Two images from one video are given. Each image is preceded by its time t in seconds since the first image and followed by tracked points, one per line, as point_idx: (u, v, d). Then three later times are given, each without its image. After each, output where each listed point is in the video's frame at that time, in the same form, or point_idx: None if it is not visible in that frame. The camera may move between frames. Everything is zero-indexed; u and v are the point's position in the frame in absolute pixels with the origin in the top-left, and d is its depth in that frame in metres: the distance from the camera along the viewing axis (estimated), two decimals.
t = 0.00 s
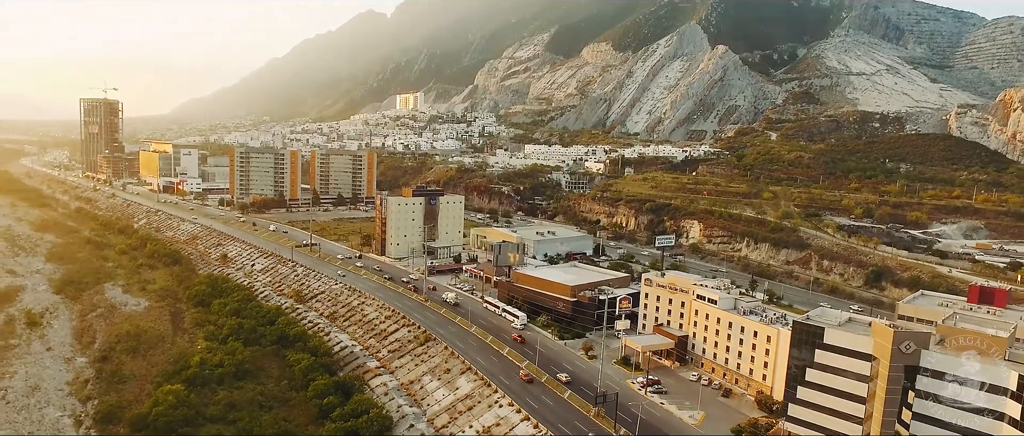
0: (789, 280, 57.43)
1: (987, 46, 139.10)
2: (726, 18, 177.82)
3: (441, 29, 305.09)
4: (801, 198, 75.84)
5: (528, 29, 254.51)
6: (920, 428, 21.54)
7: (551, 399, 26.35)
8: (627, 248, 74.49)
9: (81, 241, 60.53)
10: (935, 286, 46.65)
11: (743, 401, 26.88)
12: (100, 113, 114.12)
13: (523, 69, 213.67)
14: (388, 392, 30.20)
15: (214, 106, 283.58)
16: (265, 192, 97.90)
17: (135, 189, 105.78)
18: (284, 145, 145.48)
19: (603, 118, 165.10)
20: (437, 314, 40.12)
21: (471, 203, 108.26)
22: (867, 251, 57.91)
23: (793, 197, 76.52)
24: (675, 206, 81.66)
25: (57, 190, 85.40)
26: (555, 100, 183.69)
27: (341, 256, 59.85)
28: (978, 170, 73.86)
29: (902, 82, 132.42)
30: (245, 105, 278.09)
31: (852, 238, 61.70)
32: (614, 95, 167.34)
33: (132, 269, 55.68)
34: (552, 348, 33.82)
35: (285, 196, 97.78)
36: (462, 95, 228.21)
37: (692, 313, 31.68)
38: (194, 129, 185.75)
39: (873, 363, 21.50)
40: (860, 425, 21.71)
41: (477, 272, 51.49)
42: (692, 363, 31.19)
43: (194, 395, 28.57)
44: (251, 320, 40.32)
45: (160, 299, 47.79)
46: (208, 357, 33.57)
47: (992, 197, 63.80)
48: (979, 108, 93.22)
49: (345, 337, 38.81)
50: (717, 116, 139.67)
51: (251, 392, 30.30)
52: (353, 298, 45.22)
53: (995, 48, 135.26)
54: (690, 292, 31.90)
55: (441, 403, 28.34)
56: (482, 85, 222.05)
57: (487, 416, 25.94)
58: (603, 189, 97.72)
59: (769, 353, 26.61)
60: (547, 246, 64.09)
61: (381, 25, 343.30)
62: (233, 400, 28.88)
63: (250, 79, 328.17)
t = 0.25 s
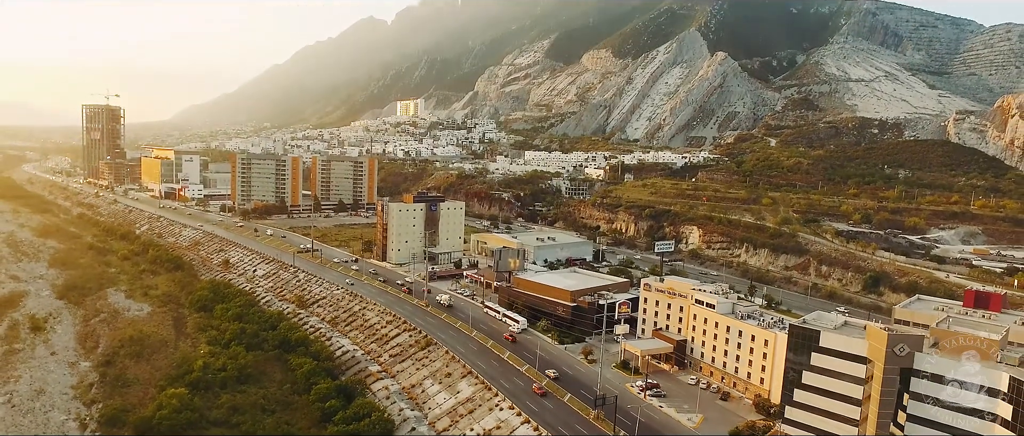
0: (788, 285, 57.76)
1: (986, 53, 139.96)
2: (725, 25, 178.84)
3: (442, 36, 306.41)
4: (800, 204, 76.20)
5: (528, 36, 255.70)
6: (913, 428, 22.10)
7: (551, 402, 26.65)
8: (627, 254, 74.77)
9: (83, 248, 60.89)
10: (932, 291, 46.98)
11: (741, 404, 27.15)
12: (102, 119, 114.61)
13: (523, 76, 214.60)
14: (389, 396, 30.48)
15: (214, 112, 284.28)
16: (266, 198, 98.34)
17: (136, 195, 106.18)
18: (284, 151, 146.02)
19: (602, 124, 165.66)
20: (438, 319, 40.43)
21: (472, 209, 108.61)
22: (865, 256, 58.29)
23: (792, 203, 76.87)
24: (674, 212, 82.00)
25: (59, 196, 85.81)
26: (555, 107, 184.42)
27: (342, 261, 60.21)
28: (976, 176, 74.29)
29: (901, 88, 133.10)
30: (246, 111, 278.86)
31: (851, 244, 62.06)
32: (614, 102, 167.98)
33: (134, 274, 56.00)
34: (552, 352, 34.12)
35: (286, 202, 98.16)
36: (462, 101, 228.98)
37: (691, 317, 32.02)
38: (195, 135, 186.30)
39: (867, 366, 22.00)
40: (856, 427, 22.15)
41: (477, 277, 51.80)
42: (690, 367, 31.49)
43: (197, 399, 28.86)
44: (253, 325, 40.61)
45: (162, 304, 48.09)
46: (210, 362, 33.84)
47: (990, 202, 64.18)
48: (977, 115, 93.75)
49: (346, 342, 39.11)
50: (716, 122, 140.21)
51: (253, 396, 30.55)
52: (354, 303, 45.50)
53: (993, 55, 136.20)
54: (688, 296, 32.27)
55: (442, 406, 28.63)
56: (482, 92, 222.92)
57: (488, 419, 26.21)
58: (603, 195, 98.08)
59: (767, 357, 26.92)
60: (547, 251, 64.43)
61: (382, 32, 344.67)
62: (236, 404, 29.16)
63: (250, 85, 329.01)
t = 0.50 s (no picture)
0: (787, 291, 58.10)
1: (984, 59, 140.87)
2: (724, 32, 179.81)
3: (442, 42, 307.90)
4: (799, 209, 76.60)
5: (529, 43, 256.98)
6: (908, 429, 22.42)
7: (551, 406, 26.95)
8: (627, 260, 75.10)
9: (86, 254, 61.24)
10: (929, 296, 47.33)
11: (739, 408, 27.42)
12: (104, 126, 115.21)
13: (524, 83, 215.59)
14: (391, 400, 30.74)
15: (215, 118, 285.10)
16: (268, 204, 98.90)
17: (138, 201, 106.59)
18: (285, 158, 146.60)
19: (602, 131, 166.28)
20: (439, 324, 40.74)
21: (472, 215, 109.00)
22: (863, 262, 58.66)
23: (791, 209, 77.28)
24: (673, 218, 82.38)
25: (62, 202, 86.20)
26: (555, 113, 185.20)
27: (344, 267, 60.57)
28: (974, 182, 74.74)
29: (900, 95, 133.82)
30: (247, 117, 279.62)
31: (849, 249, 62.44)
32: (614, 108, 168.71)
33: (136, 280, 56.31)
34: (553, 356, 34.41)
35: (287, 208, 98.55)
36: (463, 108, 229.84)
37: (689, 322, 32.33)
38: (196, 142, 186.90)
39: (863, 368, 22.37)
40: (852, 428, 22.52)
41: (477, 283, 52.13)
42: (689, 371, 31.78)
43: (200, 403, 29.14)
44: (255, 330, 40.89)
45: (165, 309, 48.39)
46: (213, 366, 34.12)
47: (988, 208, 64.56)
48: (975, 121, 94.33)
49: (348, 347, 39.42)
50: (716, 129, 140.76)
51: (256, 400, 30.83)
52: (356, 309, 45.81)
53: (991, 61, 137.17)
54: (687, 301, 32.61)
55: (444, 410, 28.91)
56: (482, 99, 223.83)
57: (489, 422, 26.48)
58: (603, 201, 98.50)
59: (764, 360, 27.20)
60: (548, 257, 64.80)
61: (382, 39, 346.23)
62: (239, 407, 29.43)
63: (251, 91, 329.87)
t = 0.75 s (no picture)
0: (786, 296, 58.45)
1: (982, 65, 141.65)
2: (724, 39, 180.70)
3: (443, 49, 309.13)
4: (798, 215, 76.96)
5: (529, 49, 258.04)
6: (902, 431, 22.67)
7: (552, 409, 27.24)
8: (626, 265, 75.39)
9: (89, 260, 61.59)
10: (927, 301, 47.67)
11: (737, 411, 27.70)
12: (106, 132, 115.74)
13: (523, 89, 216.42)
14: (392, 403, 31.02)
15: (216, 124, 285.82)
16: (269, 209, 99.38)
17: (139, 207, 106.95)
18: (286, 164, 147.08)
19: (602, 137, 166.84)
20: (440, 328, 41.03)
21: (472, 221, 109.33)
22: (861, 267, 59.04)
23: (790, 214, 77.65)
24: (673, 223, 82.72)
25: (63, 208, 86.59)
26: (555, 119, 185.90)
27: (345, 272, 60.92)
28: (972, 187, 75.14)
29: (898, 100, 134.50)
30: (247, 124, 280.37)
31: (848, 254, 62.79)
32: (614, 114, 169.33)
33: (139, 285, 56.63)
34: (553, 360, 34.69)
35: (289, 213, 98.91)
36: (463, 114, 230.59)
37: (688, 326, 32.66)
38: (196, 148, 187.42)
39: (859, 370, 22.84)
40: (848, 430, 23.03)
41: (478, 287, 52.44)
42: (688, 374, 32.07)
43: (204, 406, 29.42)
44: (257, 334, 41.17)
45: (167, 314, 48.71)
46: (217, 370, 34.40)
47: (986, 213, 64.94)
48: (972, 127, 94.85)
49: (350, 351, 39.72)
50: (715, 135, 141.27)
51: (259, 403, 31.10)
52: (357, 313, 46.12)
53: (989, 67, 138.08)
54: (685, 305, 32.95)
55: (445, 413, 29.20)
56: (482, 105, 224.60)
57: (490, 424, 26.76)
58: (602, 207, 98.86)
59: (762, 364, 27.50)
60: (548, 263, 65.15)
61: (383, 45, 347.58)
62: (243, 411, 29.72)
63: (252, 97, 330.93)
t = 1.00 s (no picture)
0: (784, 298, 58.80)
1: (981, 68, 142.19)
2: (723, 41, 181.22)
3: (443, 51, 309.82)
4: (797, 217, 77.33)
5: (529, 52, 258.71)
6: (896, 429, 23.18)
7: (551, 408, 27.56)
8: (626, 267, 75.70)
9: (91, 261, 61.90)
10: (924, 301, 48.02)
11: (735, 410, 28.01)
12: (107, 134, 116.19)
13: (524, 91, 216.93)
14: (394, 403, 31.31)
15: (216, 126, 286.32)
16: (270, 211, 99.75)
17: (140, 208, 107.29)
18: (287, 166, 147.50)
19: (602, 139, 167.26)
20: (440, 329, 41.40)
21: (473, 223, 109.67)
22: (859, 268, 59.40)
23: (789, 216, 78.02)
24: (672, 225, 83.06)
25: (65, 210, 86.92)
26: (555, 121, 186.37)
27: (346, 273, 61.28)
28: (971, 189, 75.51)
29: (897, 102, 134.96)
30: (248, 126, 280.96)
31: (846, 256, 63.15)
32: (614, 116, 169.72)
33: (141, 286, 56.93)
34: (552, 360, 35.03)
35: (290, 215, 99.23)
36: (463, 116, 231.01)
37: (686, 326, 33.01)
38: (197, 150, 187.80)
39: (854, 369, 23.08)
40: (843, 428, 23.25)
41: (478, 289, 52.80)
42: (686, 374, 32.42)
43: (207, 406, 29.75)
44: (259, 335, 41.50)
45: (170, 315, 49.03)
46: (220, 371, 34.73)
47: (984, 215, 65.29)
48: (971, 129, 95.29)
49: (351, 351, 40.06)
50: (715, 137, 141.63)
51: (262, 402, 31.43)
52: (358, 314, 46.49)
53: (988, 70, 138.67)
54: (684, 306, 33.31)
55: (446, 413, 29.52)
56: (483, 107, 225.11)
57: (490, 423, 27.07)
58: (602, 208, 99.20)
59: (760, 364, 27.85)
60: (548, 264, 65.48)
61: (383, 48, 348.32)
62: (246, 410, 30.05)
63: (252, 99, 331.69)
